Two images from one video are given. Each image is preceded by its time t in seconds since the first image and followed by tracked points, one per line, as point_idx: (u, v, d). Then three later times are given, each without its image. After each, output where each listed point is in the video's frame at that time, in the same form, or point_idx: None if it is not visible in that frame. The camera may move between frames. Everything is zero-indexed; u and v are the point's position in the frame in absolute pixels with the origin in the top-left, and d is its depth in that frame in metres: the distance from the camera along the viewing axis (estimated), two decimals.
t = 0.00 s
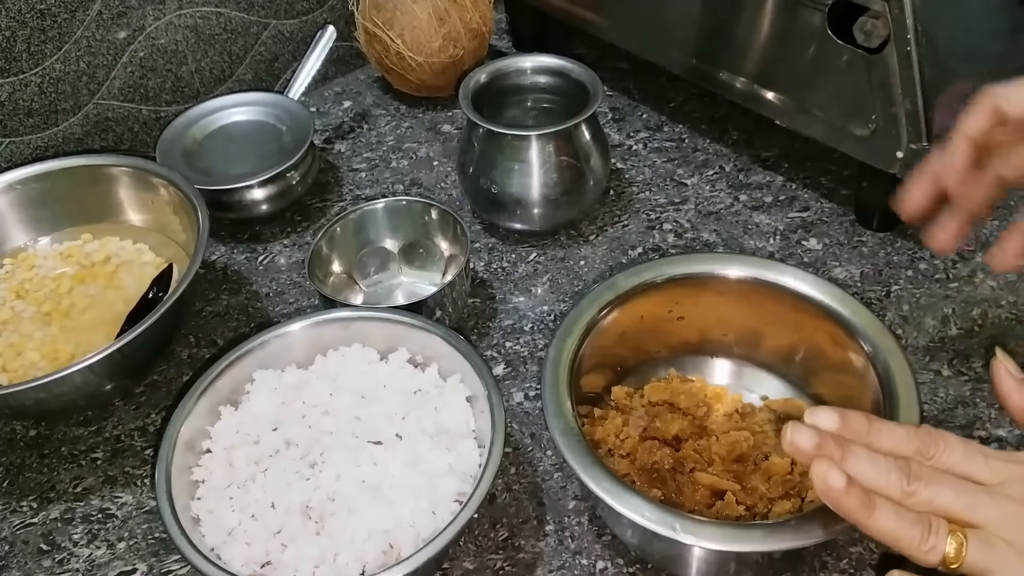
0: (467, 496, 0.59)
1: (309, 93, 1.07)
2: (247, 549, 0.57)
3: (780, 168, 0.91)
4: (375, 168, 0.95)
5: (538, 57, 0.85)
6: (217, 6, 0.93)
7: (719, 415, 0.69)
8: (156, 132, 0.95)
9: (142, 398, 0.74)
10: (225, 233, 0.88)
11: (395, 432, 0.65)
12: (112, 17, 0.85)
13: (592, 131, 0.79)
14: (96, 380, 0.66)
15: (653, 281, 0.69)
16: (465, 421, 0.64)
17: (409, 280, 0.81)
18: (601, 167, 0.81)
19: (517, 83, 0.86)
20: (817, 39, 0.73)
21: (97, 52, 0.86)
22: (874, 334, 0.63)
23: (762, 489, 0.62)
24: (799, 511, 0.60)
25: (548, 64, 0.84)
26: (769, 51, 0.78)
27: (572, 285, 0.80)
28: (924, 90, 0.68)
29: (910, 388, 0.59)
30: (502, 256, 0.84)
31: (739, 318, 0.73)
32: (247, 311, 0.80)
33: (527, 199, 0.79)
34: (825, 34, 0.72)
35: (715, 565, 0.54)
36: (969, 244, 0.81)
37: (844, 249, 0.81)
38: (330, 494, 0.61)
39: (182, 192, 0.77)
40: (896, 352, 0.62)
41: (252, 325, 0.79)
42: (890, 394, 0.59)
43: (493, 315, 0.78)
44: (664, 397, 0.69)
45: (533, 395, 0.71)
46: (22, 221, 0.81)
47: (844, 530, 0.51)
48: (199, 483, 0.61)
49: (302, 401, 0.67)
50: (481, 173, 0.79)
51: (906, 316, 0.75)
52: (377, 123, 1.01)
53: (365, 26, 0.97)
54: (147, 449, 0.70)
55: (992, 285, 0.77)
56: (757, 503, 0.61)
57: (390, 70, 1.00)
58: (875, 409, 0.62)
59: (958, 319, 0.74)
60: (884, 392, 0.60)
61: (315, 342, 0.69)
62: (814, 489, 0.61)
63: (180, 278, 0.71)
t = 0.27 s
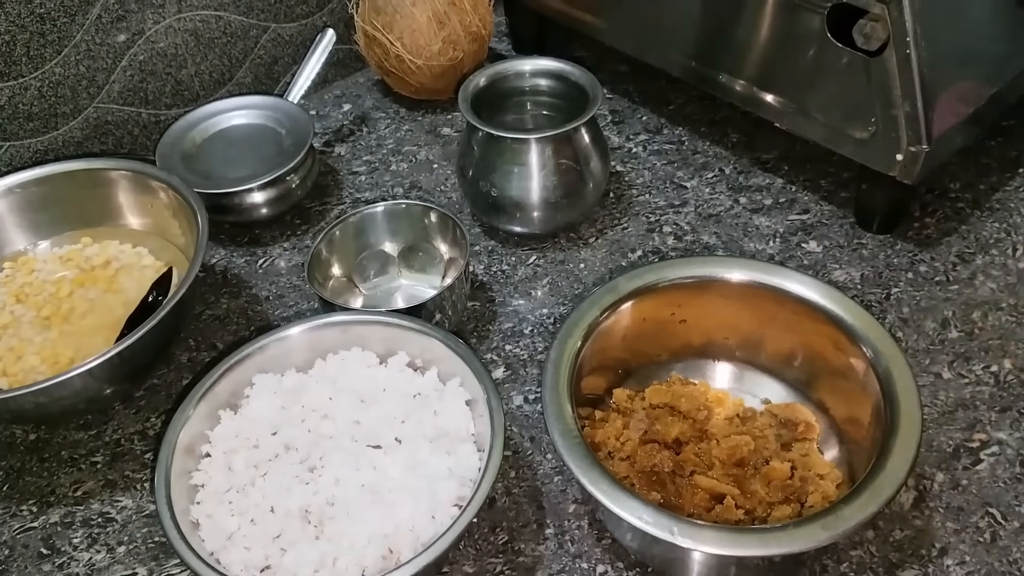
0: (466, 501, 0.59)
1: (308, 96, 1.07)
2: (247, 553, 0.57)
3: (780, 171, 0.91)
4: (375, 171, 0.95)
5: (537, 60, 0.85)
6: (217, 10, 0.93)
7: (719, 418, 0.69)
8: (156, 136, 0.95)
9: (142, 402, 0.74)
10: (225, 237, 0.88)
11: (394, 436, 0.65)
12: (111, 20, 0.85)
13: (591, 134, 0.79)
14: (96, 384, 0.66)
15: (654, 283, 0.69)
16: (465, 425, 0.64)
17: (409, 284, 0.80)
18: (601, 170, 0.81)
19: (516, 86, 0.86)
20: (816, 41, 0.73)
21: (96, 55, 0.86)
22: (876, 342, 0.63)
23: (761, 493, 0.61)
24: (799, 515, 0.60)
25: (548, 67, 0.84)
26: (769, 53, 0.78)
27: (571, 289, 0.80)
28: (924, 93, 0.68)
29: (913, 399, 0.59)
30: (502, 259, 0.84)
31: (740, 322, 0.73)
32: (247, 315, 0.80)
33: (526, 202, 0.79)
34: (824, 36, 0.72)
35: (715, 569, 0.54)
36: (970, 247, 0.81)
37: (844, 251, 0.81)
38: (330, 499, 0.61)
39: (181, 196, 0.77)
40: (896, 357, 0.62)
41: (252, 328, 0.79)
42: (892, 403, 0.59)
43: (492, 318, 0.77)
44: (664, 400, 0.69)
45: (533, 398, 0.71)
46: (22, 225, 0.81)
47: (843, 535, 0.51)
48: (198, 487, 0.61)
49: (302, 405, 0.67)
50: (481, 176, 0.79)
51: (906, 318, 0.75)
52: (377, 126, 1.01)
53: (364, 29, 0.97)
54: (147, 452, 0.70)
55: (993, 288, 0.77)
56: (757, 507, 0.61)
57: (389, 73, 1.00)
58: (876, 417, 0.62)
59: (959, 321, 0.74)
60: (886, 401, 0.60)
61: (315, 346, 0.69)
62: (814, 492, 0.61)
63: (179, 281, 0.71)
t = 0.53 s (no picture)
0: (465, 502, 0.59)
1: (308, 96, 1.06)
2: (245, 555, 0.57)
3: (779, 171, 0.91)
4: (374, 171, 0.95)
5: (536, 60, 0.85)
6: (216, 10, 0.93)
7: (719, 420, 0.68)
8: (155, 136, 0.95)
9: (141, 403, 0.74)
10: (224, 237, 0.88)
11: (393, 438, 0.65)
12: (110, 21, 0.85)
13: (590, 134, 0.79)
14: (94, 385, 0.65)
15: (653, 284, 0.69)
16: (464, 427, 0.64)
17: (408, 284, 0.80)
18: (600, 170, 0.81)
19: (515, 87, 0.86)
20: (816, 41, 0.73)
21: (95, 56, 0.85)
22: (876, 344, 0.63)
23: (761, 495, 0.61)
24: (798, 517, 0.60)
25: (547, 67, 0.84)
26: (768, 53, 0.78)
27: (570, 289, 0.80)
28: (924, 93, 0.68)
29: (913, 400, 0.58)
30: (501, 260, 0.83)
31: (739, 323, 0.73)
32: (246, 315, 0.80)
33: (525, 202, 0.79)
34: (824, 37, 0.71)
35: (713, 570, 0.54)
36: (969, 247, 0.80)
37: (843, 252, 0.81)
38: (328, 500, 0.61)
39: (180, 197, 0.77)
40: (896, 358, 0.62)
41: (251, 329, 0.79)
42: (892, 404, 0.59)
43: (491, 319, 0.77)
44: (664, 401, 0.69)
45: (532, 399, 0.71)
46: (20, 226, 0.81)
47: (842, 537, 0.51)
48: (197, 488, 0.61)
49: (300, 406, 0.67)
50: (480, 177, 0.79)
51: (906, 319, 0.75)
52: (376, 127, 1.01)
53: (363, 29, 0.97)
54: (146, 454, 0.70)
55: (992, 288, 0.77)
56: (756, 508, 0.61)
57: (388, 74, 1.00)
58: (876, 419, 0.62)
59: (958, 322, 0.74)
60: (885, 402, 0.60)
61: (313, 347, 0.69)
62: (813, 494, 0.61)
63: (178, 282, 0.71)
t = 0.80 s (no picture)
0: (468, 502, 0.59)
1: (310, 94, 1.06)
2: (248, 555, 0.57)
3: (783, 170, 0.90)
4: (376, 170, 0.94)
5: (539, 59, 0.84)
6: (218, 8, 0.92)
7: (722, 419, 0.68)
8: (157, 135, 0.95)
9: (143, 402, 0.74)
10: (227, 236, 0.88)
11: (396, 437, 0.65)
12: (112, 19, 0.85)
13: (593, 132, 0.79)
14: (97, 384, 0.65)
15: (657, 283, 0.69)
16: (467, 426, 0.64)
17: (411, 284, 0.80)
18: (604, 168, 0.81)
19: (518, 85, 0.86)
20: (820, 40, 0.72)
21: (97, 54, 0.85)
22: (881, 343, 0.63)
23: (765, 495, 0.61)
24: (802, 517, 0.60)
25: (550, 65, 0.84)
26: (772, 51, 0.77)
27: (574, 288, 0.79)
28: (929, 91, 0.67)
29: (918, 400, 0.58)
30: (504, 259, 0.83)
31: (743, 322, 0.73)
32: (249, 314, 0.80)
33: (529, 201, 0.79)
34: (828, 35, 0.71)
35: (717, 570, 0.54)
36: (974, 246, 0.80)
37: (847, 251, 0.81)
38: (331, 500, 0.61)
39: (182, 195, 0.76)
40: (900, 358, 0.62)
41: (254, 328, 0.78)
42: (897, 404, 0.59)
43: (494, 318, 0.77)
44: (667, 400, 0.69)
45: (535, 398, 0.71)
46: (22, 225, 0.81)
47: (848, 538, 0.51)
48: (199, 488, 0.61)
49: (303, 405, 0.67)
50: (483, 176, 0.79)
51: (910, 318, 0.74)
52: (378, 125, 1.01)
53: (366, 27, 0.96)
54: (148, 453, 0.70)
55: (997, 287, 0.76)
56: (760, 508, 0.61)
57: (391, 72, 0.99)
58: (881, 419, 0.62)
59: (963, 321, 0.74)
60: (890, 402, 0.60)
61: (316, 346, 0.69)
62: (818, 494, 0.61)
63: (180, 281, 0.71)
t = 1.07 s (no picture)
0: (466, 496, 0.59)
1: (307, 87, 1.06)
2: (244, 549, 0.57)
3: (782, 163, 0.90)
4: (374, 163, 0.94)
5: (538, 51, 0.84)
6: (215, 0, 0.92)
7: (721, 414, 0.68)
8: (154, 128, 0.94)
9: (140, 396, 0.74)
10: (224, 229, 0.88)
11: (393, 431, 0.65)
12: (108, 11, 0.84)
13: (592, 125, 0.79)
14: (93, 378, 0.65)
15: (655, 277, 0.68)
16: (465, 420, 0.64)
17: (408, 277, 0.79)
18: (602, 162, 0.80)
19: (516, 78, 0.85)
20: (820, 32, 0.72)
21: (93, 46, 0.85)
22: (880, 337, 0.63)
23: (763, 489, 0.61)
24: (801, 511, 0.59)
25: (548, 58, 0.84)
26: (771, 43, 0.77)
27: (572, 282, 0.79)
28: (929, 84, 0.67)
29: (917, 395, 0.58)
30: (502, 252, 0.83)
31: (741, 316, 0.72)
32: (246, 308, 0.80)
33: (527, 194, 0.78)
34: (828, 27, 0.71)
35: (715, 565, 0.54)
36: (973, 239, 0.80)
37: (846, 244, 0.80)
38: (328, 494, 0.61)
39: (178, 188, 0.76)
40: (899, 352, 0.62)
41: (251, 322, 0.78)
42: (895, 398, 0.59)
43: (492, 312, 0.77)
44: (666, 394, 0.68)
45: (533, 392, 0.70)
46: (18, 217, 0.81)
47: (846, 533, 0.51)
48: (196, 482, 0.61)
49: (300, 399, 0.67)
50: (481, 169, 0.79)
51: (909, 312, 0.74)
52: (376, 118, 1.00)
53: (363, 19, 0.96)
54: (145, 446, 0.69)
55: (996, 281, 0.76)
56: (758, 502, 0.61)
57: (389, 65, 0.99)
58: (879, 413, 0.62)
59: (962, 315, 0.74)
60: (889, 396, 0.60)
61: (313, 340, 0.69)
62: (816, 488, 0.61)
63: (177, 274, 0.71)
